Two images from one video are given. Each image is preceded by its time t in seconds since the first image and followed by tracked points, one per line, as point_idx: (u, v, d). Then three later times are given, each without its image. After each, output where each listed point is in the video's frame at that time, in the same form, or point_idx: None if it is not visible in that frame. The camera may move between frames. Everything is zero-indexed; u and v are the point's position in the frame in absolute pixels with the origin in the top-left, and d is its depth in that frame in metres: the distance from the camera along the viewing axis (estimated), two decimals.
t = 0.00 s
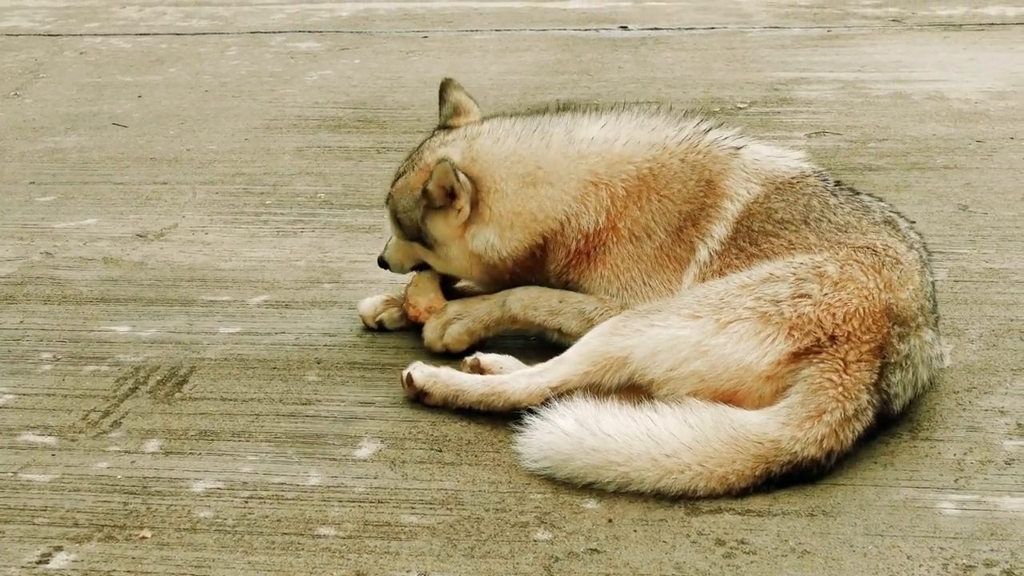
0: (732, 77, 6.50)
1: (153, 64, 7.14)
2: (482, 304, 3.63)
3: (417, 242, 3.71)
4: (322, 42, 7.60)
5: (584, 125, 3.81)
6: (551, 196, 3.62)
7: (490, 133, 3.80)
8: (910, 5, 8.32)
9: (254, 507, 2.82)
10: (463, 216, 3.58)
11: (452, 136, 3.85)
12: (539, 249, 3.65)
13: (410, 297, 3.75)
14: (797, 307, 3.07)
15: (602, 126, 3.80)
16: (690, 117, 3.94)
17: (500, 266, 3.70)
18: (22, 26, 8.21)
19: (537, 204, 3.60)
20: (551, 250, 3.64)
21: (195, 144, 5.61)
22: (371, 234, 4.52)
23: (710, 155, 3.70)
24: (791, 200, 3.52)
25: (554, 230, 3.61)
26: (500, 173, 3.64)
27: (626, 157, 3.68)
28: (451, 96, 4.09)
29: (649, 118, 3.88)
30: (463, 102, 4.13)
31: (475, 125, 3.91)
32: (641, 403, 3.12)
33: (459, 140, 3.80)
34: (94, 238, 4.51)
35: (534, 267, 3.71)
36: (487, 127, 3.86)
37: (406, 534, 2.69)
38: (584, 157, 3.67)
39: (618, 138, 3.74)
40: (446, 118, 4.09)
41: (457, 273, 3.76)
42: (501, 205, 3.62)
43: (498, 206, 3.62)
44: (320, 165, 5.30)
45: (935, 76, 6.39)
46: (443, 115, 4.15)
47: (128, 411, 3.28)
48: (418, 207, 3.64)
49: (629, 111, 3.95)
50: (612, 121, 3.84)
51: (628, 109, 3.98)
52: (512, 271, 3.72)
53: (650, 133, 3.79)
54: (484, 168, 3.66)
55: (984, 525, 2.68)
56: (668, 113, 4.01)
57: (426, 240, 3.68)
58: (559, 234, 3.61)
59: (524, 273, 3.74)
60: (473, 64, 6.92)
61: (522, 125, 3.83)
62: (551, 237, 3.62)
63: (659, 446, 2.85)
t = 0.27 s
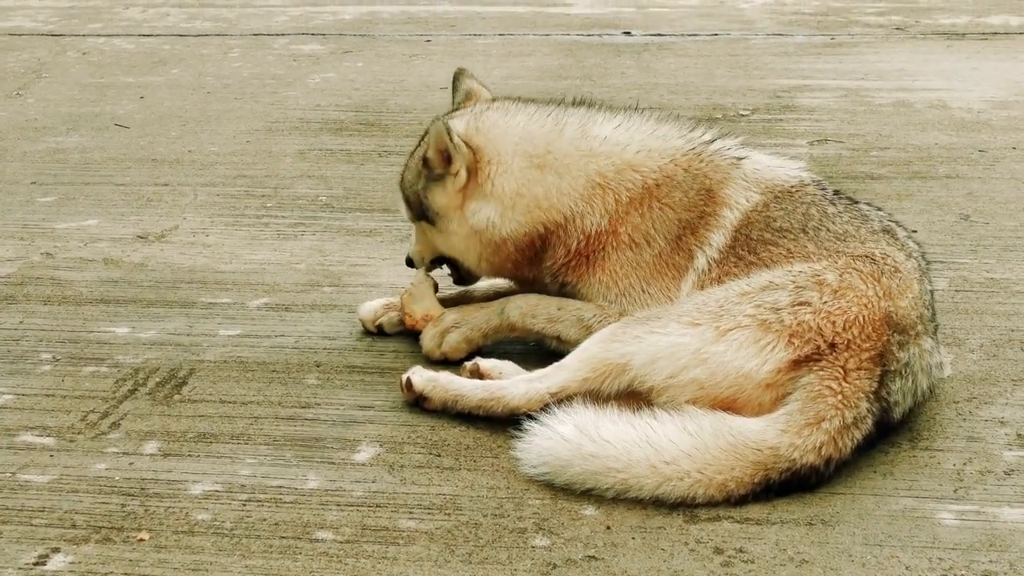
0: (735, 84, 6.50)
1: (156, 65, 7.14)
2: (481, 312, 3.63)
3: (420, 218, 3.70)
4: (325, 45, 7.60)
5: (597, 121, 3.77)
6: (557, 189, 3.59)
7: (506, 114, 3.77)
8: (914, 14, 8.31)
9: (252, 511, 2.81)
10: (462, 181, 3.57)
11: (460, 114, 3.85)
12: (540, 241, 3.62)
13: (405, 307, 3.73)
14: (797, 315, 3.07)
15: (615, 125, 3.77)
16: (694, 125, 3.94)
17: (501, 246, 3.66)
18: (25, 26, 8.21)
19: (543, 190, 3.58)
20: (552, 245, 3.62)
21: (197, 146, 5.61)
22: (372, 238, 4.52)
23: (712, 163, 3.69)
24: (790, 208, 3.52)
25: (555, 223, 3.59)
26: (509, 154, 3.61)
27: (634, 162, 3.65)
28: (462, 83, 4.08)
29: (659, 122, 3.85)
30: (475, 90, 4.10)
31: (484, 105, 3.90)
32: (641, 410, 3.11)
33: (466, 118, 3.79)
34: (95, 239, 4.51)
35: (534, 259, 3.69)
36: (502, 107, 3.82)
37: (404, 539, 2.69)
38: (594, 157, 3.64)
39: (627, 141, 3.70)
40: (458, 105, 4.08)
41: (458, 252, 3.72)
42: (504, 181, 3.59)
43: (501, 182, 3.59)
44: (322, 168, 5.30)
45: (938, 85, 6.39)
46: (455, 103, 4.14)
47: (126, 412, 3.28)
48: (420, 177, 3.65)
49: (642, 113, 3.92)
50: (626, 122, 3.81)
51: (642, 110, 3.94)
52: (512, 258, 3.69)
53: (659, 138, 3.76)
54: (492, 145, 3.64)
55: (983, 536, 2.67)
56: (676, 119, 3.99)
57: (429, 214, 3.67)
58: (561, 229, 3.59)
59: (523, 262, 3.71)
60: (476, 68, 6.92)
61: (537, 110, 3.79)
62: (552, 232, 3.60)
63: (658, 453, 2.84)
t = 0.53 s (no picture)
0: (737, 91, 6.50)
1: (158, 68, 7.14)
2: (481, 321, 3.62)
3: (438, 194, 3.69)
4: (327, 49, 7.60)
5: (620, 117, 3.78)
6: (575, 174, 3.59)
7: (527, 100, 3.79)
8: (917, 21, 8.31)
9: (253, 516, 2.81)
10: (482, 151, 3.57)
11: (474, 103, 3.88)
12: (554, 227, 3.61)
13: (400, 323, 3.75)
14: (801, 322, 3.06)
15: (635, 124, 3.77)
16: (709, 133, 3.92)
17: (521, 225, 3.64)
18: (28, 29, 8.21)
19: (562, 168, 3.58)
20: (565, 234, 3.60)
21: (199, 150, 5.61)
22: (374, 243, 4.52)
23: (723, 170, 3.68)
24: (795, 215, 3.52)
25: (570, 211, 3.59)
26: (532, 133, 3.64)
27: (651, 161, 3.64)
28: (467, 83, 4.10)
29: (678, 128, 3.84)
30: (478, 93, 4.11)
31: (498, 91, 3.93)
32: (643, 417, 3.11)
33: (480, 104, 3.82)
34: (96, 243, 4.50)
35: (546, 246, 3.66)
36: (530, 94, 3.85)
37: (404, 545, 2.68)
38: (611, 151, 3.64)
39: (647, 141, 3.70)
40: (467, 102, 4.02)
41: (475, 229, 3.69)
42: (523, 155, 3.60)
43: (522, 156, 3.60)
44: (324, 173, 5.29)
45: (940, 93, 6.38)
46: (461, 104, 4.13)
47: (128, 416, 3.28)
48: (439, 152, 3.65)
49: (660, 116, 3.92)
50: (645, 122, 3.81)
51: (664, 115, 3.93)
52: (526, 241, 3.68)
53: (677, 143, 3.74)
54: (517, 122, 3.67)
55: (985, 545, 2.67)
56: (692, 125, 3.98)
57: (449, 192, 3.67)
58: (576, 216, 3.58)
59: (537, 249, 3.69)
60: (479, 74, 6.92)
61: (565, 100, 3.82)
62: (566, 221, 3.59)
63: (659, 460, 2.84)
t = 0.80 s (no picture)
0: (740, 96, 6.50)
1: (160, 72, 7.15)
2: (481, 327, 3.62)
3: (443, 190, 3.71)
4: (330, 54, 7.61)
5: (623, 120, 3.80)
6: (578, 174, 3.61)
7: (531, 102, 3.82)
8: (919, 27, 8.31)
9: (254, 520, 2.81)
10: (487, 145, 3.61)
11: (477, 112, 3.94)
12: (557, 228, 3.61)
13: (400, 328, 3.75)
14: (802, 328, 3.07)
15: (636, 129, 3.78)
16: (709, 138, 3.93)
17: (525, 220, 3.64)
18: (30, 32, 8.22)
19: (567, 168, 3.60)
20: (567, 236, 3.60)
21: (201, 154, 5.61)
22: (376, 247, 4.52)
23: (723, 175, 3.68)
24: (796, 220, 3.52)
25: (573, 213, 3.59)
26: (537, 134, 3.66)
27: (653, 165, 3.65)
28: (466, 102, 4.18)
29: (679, 133, 3.86)
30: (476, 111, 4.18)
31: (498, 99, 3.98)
32: (644, 422, 3.11)
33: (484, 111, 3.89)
34: (98, 247, 4.51)
35: (547, 249, 3.66)
36: (535, 96, 3.88)
37: (405, 550, 2.68)
38: (614, 155, 3.65)
39: (650, 144, 3.72)
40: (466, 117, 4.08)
41: (478, 225, 3.69)
42: (528, 151, 3.64)
43: (527, 152, 3.64)
44: (326, 177, 5.30)
45: (943, 99, 6.39)
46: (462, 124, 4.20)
47: (129, 420, 3.28)
48: (445, 148, 3.70)
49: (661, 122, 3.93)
50: (647, 127, 3.82)
51: (667, 120, 3.95)
52: (528, 242, 3.68)
53: (679, 148, 3.76)
54: (522, 121, 3.71)
55: (985, 551, 2.67)
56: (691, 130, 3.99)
57: (454, 186, 3.69)
58: (578, 218, 3.59)
59: (538, 250, 3.68)
60: (481, 79, 6.92)
61: (566, 104, 3.85)
62: (568, 223, 3.60)
63: (660, 466, 2.84)
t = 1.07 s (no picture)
0: (740, 101, 6.51)
1: (161, 77, 7.16)
2: (483, 333, 3.62)
3: (443, 187, 3.68)
4: (331, 58, 7.62)
5: (620, 125, 3.81)
6: (578, 177, 3.62)
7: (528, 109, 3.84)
8: (920, 32, 8.32)
9: (254, 524, 2.81)
10: (491, 143, 3.61)
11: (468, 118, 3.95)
12: (557, 231, 3.61)
13: (400, 333, 3.75)
14: (801, 332, 3.07)
15: (634, 135, 3.79)
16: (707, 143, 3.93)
17: (525, 222, 3.64)
18: (32, 37, 8.23)
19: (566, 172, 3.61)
20: (567, 240, 3.60)
21: (202, 159, 5.62)
22: (376, 252, 4.53)
23: (721, 180, 3.69)
24: (794, 224, 3.52)
25: (571, 219, 3.60)
26: (535, 140, 3.67)
27: (653, 169, 3.66)
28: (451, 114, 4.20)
29: (677, 137, 3.87)
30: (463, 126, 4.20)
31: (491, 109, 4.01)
32: (644, 427, 3.11)
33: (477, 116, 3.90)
34: (99, 251, 4.51)
35: (546, 255, 3.66)
36: (534, 103, 3.89)
37: (405, 554, 2.68)
38: (611, 160, 3.66)
39: (648, 148, 3.73)
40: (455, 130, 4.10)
41: (478, 224, 3.67)
42: (529, 152, 3.65)
43: (528, 154, 3.65)
44: (327, 182, 5.30)
45: (944, 104, 6.40)
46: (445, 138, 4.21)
47: (129, 425, 3.28)
48: (445, 145, 3.69)
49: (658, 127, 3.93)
50: (644, 132, 3.82)
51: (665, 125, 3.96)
52: (528, 247, 3.67)
53: (678, 152, 3.76)
54: (523, 126, 3.73)
55: (985, 556, 2.67)
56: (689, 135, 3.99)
57: (454, 183, 3.67)
58: (577, 224, 3.59)
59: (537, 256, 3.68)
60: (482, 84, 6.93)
61: (563, 111, 3.86)
62: (566, 229, 3.60)
63: (660, 470, 2.84)
